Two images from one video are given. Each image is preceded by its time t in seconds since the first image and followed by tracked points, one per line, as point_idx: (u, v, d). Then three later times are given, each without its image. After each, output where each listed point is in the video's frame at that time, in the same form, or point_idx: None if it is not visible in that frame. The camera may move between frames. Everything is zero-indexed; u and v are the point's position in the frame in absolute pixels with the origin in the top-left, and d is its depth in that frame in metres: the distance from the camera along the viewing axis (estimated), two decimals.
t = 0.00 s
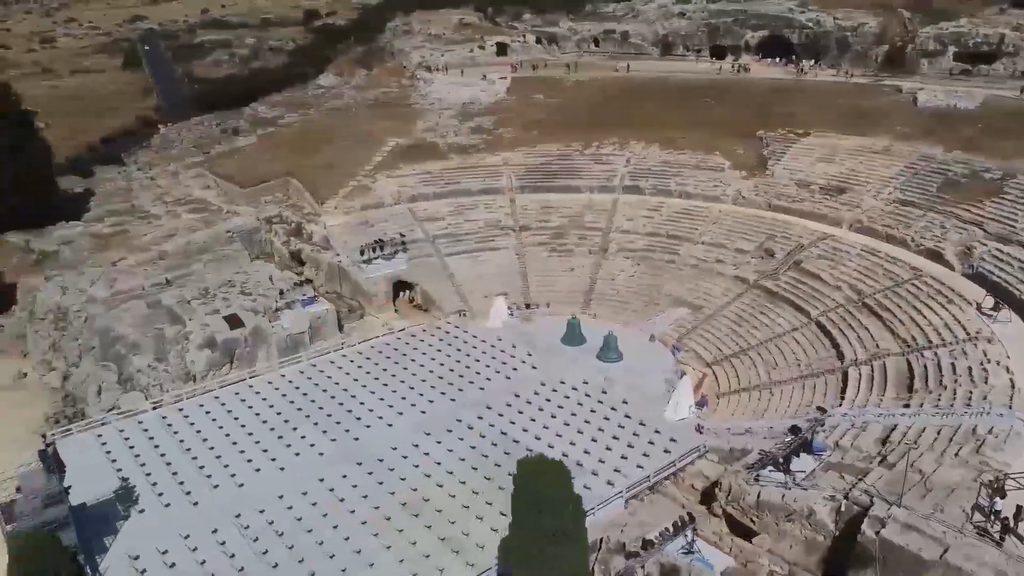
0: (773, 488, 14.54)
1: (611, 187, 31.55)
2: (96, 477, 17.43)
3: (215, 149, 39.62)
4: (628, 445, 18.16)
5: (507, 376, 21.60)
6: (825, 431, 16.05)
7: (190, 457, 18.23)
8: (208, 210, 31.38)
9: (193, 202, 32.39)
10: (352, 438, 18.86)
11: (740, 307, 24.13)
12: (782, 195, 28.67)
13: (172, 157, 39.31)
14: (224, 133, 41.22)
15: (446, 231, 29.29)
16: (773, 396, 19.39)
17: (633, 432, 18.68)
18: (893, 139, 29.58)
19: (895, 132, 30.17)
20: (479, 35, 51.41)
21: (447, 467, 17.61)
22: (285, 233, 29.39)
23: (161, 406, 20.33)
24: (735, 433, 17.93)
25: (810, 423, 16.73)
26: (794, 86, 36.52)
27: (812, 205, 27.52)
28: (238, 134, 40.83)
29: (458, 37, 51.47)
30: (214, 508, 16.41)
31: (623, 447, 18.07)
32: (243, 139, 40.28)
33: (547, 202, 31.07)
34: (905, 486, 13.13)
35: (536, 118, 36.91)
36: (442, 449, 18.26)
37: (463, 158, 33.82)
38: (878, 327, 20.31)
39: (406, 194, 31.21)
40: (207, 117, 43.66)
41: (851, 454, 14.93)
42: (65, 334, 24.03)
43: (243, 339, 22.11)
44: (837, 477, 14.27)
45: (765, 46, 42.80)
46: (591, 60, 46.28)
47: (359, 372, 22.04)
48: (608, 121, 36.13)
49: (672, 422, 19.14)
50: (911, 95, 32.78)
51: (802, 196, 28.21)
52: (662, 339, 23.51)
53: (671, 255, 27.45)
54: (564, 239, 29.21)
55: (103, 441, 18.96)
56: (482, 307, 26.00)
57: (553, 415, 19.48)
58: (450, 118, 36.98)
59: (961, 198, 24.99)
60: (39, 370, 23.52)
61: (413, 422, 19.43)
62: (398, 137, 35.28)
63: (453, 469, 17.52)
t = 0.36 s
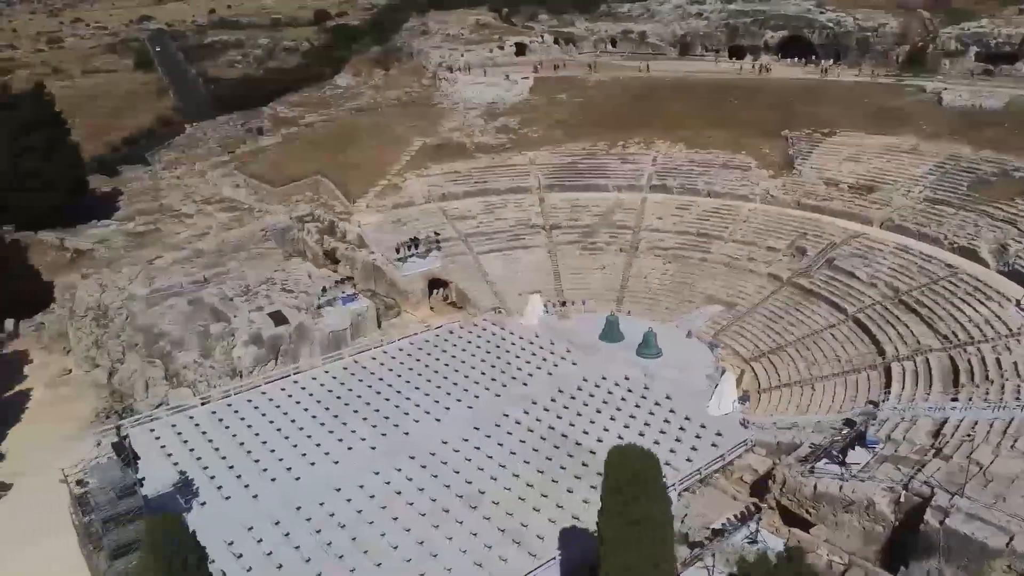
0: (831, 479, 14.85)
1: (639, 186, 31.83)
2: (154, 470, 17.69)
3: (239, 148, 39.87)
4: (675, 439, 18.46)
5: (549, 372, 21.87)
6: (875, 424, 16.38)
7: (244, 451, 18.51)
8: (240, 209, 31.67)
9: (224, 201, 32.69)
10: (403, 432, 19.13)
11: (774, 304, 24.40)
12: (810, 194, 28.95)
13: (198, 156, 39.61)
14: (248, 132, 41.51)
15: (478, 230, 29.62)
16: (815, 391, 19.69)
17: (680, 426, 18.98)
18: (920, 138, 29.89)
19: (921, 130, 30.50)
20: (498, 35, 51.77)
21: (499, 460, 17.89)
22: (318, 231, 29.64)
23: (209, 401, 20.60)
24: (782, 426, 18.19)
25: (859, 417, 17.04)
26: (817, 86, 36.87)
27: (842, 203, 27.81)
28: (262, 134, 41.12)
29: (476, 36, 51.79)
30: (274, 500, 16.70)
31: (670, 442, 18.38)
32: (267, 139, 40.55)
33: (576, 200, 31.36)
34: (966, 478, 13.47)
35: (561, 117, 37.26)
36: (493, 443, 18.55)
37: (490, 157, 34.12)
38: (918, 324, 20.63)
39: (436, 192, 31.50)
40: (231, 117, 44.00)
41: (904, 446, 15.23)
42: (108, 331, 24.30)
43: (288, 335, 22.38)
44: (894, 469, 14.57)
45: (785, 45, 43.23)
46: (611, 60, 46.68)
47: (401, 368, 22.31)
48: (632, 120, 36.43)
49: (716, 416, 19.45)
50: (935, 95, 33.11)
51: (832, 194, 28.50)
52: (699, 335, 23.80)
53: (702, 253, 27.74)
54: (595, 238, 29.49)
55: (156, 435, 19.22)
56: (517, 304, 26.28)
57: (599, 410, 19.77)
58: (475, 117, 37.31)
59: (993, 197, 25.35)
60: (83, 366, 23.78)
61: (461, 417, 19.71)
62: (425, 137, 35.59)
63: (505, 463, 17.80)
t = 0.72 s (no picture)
0: (888, 472, 15.15)
1: (669, 185, 32.08)
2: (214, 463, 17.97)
3: (266, 147, 40.20)
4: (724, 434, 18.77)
5: (592, 368, 22.16)
6: (928, 419, 16.66)
7: (300, 444, 18.82)
8: (274, 207, 31.99)
9: (257, 200, 33.02)
10: (454, 426, 19.43)
11: (811, 301, 24.67)
12: (842, 192, 29.20)
13: (227, 156, 39.96)
14: (276, 132, 41.88)
15: (512, 228, 29.94)
16: (860, 386, 19.96)
17: (727, 421, 19.26)
18: (950, 137, 30.16)
19: (951, 129, 30.78)
20: (519, 35, 52.07)
21: (552, 453, 18.18)
22: (354, 229, 29.92)
23: (260, 396, 20.91)
24: (831, 420, 18.45)
25: (909, 412, 17.31)
26: (843, 86, 37.11)
27: (875, 202, 28.06)
28: (289, 133, 41.46)
29: (498, 36, 52.12)
30: (334, 491, 16.99)
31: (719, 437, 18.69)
32: (294, 138, 40.88)
33: (607, 199, 31.63)
34: None
35: (588, 116, 37.56)
36: (544, 436, 18.84)
37: (520, 156, 34.41)
38: (959, 320, 20.93)
39: (469, 191, 31.83)
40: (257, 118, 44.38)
41: (960, 440, 15.53)
42: (152, 327, 24.61)
43: (335, 331, 22.72)
44: (952, 462, 14.90)
45: (808, 46, 43.54)
46: (632, 60, 46.97)
47: (445, 363, 22.61)
48: (659, 119, 36.70)
49: (762, 411, 19.73)
50: (963, 95, 33.34)
51: (864, 193, 28.75)
52: (738, 332, 24.07)
53: (736, 251, 27.99)
54: (628, 236, 29.74)
55: (211, 428, 19.51)
56: (554, 301, 26.56)
57: (645, 405, 20.06)
58: (503, 117, 37.61)
59: None
60: (129, 361, 24.09)
61: (510, 411, 20.00)
62: (454, 136, 35.92)
63: (558, 455, 18.10)
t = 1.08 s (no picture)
0: (944, 464, 15.48)
1: (698, 184, 32.38)
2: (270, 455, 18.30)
3: (293, 145, 40.57)
4: (770, 428, 19.05)
5: (633, 363, 22.46)
6: (977, 412, 16.99)
7: (353, 437, 19.12)
8: (308, 206, 32.37)
9: (290, 198, 33.42)
10: (503, 419, 19.74)
11: (847, 297, 24.98)
12: (873, 191, 29.48)
13: (254, 154, 40.33)
14: (302, 131, 42.27)
15: (545, 226, 30.28)
16: (902, 381, 20.28)
17: (772, 415, 19.58)
18: (979, 136, 30.48)
19: (979, 128, 31.11)
20: (540, 35, 52.39)
21: (603, 446, 18.47)
22: (389, 225, 30.24)
23: (308, 390, 21.25)
24: (877, 413, 18.78)
25: (958, 405, 17.64)
26: (868, 86, 37.40)
27: (906, 200, 28.37)
28: (315, 132, 41.85)
29: (518, 36, 52.49)
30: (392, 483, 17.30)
31: (765, 431, 18.98)
32: (320, 137, 41.27)
33: (637, 197, 31.94)
34: None
35: (615, 115, 37.86)
36: (594, 429, 19.13)
37: (549, 154, 34.72)
38: (1000, 316, 21.29)
39: (501, 189, 32.19)
40: (282, 118, 44.80)
41: (1012, 432, 15.87)
42: (195, 322, 24.96)
43: (380, 326, 23.09)
44: (1006, 455, 15.31)
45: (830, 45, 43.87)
46: (654, 59, 47.28)
47: (488, 358, 22.92)
48: (686, 119, 37.01)
49: (806, 406, 20.02)
50: (990, 95, 33.60)
51: (895, 191, 29.04)
52: (775, 328, 24.36)
53: (769, 248, 28.29)
54: (660, 234, 30.06)
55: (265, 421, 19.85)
56: (590, 298, 26.88)
57: (690, 400, 20.36)
58: (530, 116, 37.94)
59: None
60: (175, 356, 24.42)
61: (557, 405, 20.31)
62: (482, 135, 36.28)
63: (609, 448, 18.39)
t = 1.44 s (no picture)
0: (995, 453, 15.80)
1: (725, 182, 32.63)
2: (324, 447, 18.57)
3: (317, 144, 40.86)
4: (814, 421, 19.33)
5: (672, 358, 22.76)
6: None
7: (402, 429, 19.39)
8: (338, 203, 32.64)
9: (319, 196, 33.71)
10: (549, 412, 20.02)
11: (880, 293, 25.25)
12: (901, 188, 29.76)
13: (278, 153, 40.61)
14: (326, 129, 42.60)
15: (575, 223, 30.56)
16: (942, 374, 20.58)
17: (814, 409, 19.87)
18: (1005, 134, 30.79)
19: (1005, 127, 31.42)
20: (557, 35, 52.66)
21: (650, 438, 18.74)
22: (420, 222, 30.50)
23: (352, 384, 21.52)
24: (920, 406, 19.07)
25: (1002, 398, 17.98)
26: (890, 84, 37.66)
27: (935, 198, 28.65)
28: (338, 131, 42.15)
29: (536, 36, 52.81)
30: (446, 474, 17.58)
31: (810, 423, 19.25)
32: (344, 135, 41.57)
33: (665, 195, 32.19)
34: None
35: (638, 114, 38.13)
36: (640, 422, 19.42)
37: (575, 152, 34.99)
38: None
39: (529, 187, 32.50)
40: (304, 117, 45.09)
41: None
42: (234, 318, 25.23)
43: (422, 321, 23.38)
44: None
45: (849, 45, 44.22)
46: (673, 59, 47.51)
47: (527, 353, 23.21)
48: (710, 118, 37.25)
49: (846, 399, 20.28)
50: (1014, 94, 34.04)
51: (924, 189, 29.31)
52: (810, 324, 24.58)
53: (799, 245, 28.54)
54: (689, 231, 30.33)
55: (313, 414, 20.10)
56: (623, 294, 27.16)
57: (732, 394, 20.64)
58: (554, 114, 38.24)
59: None
60: (215, 351, 24.67)
61: (600, 398, 20.60)
62: (508, 133, 36.59)
63: (657, 440, 18.67)
